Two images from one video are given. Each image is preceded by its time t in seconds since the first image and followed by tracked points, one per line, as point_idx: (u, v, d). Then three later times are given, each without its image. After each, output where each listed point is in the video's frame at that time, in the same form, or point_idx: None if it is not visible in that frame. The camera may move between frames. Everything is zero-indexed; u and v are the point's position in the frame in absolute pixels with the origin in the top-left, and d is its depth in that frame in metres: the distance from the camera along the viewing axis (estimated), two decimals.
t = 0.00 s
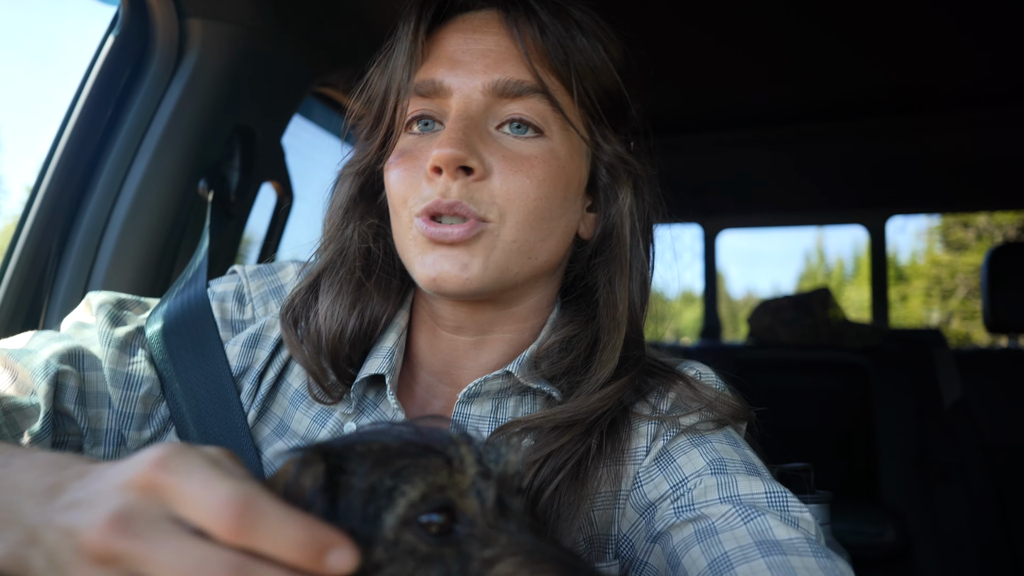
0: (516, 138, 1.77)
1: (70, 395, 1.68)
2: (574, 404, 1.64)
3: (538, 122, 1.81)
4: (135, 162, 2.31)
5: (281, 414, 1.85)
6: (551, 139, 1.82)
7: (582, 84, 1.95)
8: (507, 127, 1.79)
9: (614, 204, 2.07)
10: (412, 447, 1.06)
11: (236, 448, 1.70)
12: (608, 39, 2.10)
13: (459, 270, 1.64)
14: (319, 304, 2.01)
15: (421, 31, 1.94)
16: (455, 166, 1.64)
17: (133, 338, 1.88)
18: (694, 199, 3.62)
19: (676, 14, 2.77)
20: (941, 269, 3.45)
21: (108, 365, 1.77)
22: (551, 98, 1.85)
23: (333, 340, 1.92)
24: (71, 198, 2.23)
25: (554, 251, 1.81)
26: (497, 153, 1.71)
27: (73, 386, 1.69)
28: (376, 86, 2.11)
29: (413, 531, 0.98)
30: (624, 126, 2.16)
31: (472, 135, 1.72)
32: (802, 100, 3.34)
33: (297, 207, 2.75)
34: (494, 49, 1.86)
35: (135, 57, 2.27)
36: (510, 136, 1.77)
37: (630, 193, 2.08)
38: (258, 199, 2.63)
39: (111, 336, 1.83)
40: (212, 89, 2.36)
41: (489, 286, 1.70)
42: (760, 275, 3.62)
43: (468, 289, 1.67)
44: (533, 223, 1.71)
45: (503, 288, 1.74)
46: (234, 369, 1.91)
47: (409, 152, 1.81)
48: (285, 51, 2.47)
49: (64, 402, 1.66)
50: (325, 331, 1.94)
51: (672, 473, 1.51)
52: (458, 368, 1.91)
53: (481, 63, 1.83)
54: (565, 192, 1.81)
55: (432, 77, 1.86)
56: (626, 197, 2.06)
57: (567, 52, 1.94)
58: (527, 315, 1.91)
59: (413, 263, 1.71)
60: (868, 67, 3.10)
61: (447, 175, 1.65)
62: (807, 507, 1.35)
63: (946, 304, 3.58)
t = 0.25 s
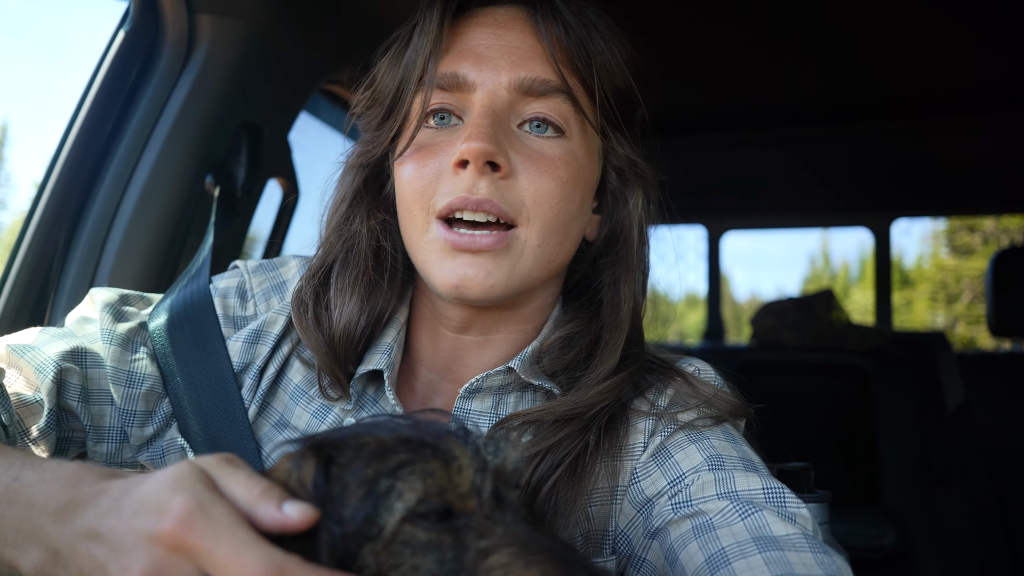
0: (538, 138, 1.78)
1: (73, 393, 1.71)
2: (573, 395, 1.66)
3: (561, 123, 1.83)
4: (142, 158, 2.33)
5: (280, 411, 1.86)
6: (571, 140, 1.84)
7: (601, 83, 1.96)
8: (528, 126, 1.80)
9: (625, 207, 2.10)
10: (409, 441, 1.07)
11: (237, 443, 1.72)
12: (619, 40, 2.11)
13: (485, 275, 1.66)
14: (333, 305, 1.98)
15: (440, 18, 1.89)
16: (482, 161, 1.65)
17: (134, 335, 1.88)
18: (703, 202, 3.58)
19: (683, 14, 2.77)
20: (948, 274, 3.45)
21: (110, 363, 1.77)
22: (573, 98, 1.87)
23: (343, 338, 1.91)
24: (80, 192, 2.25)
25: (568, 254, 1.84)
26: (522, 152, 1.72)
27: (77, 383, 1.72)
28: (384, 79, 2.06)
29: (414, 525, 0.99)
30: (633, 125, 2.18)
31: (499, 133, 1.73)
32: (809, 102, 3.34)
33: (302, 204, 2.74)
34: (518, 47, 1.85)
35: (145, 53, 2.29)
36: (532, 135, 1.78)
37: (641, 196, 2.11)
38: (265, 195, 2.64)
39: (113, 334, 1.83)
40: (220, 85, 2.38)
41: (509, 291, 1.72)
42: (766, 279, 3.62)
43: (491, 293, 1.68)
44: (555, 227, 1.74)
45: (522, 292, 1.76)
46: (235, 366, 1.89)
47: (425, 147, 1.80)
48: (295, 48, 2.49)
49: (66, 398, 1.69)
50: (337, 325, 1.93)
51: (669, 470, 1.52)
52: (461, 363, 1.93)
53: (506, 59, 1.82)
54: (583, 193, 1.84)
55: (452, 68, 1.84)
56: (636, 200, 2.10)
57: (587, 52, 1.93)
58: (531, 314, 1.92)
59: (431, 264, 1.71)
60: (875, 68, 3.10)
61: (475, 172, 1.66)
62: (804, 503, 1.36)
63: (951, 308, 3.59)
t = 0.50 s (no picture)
0: (569, 143, 1.80)
1: (59, 400, 1.69)
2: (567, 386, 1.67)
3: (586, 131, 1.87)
4: (133, 159, 2.32)
5: (272, 412, 1.85)
6: (593, 149, 1.88)
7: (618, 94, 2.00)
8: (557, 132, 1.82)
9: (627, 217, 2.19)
10: (403, 440, 1.06)
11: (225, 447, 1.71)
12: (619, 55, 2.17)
13: (530, 273, 1.64)
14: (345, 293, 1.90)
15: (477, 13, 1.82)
16: (539, 161, 1.63)
17: (123, 340, 1.87)
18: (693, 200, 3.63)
19: (674, 16, 2.77)
20: (942, 272, 3.44)
21: (96, 369, 1.75)
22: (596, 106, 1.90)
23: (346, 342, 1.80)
24: (70, 194, 2.24)
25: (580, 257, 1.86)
26: (560, 156, 1.73)
27: (64, 390, 1.70)
28: (394, 66, 1.96)
29: (407, 520, 1.00)
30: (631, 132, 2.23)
31: (541, 135, 1.72)
32: (801, 102, 3.34)
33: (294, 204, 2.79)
34: (555, 50, 1.85)
35: (133, 54, 2.27)
36: (563, 140, 1.80)
37: (643, 211, 2.21)
38: (257, 197, 2.65)
39: (100, 339, 1.81)
40: (210, 87, 2.36)
41: (545, 288, 1.70)
42: (760, 278, 3.66)
43: (532, 289, 1.66)
44: (583, 231, 1.76)
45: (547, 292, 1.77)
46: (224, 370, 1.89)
47: (460, 141, 1.72)
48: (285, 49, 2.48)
49: (53, 406, 1.67)
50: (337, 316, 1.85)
51: (661, 471, 1.52)
52: (457, 366, 1.94)
53: (545, 61, 1.81)
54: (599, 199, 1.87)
55: (490, 63, 1.77)
56: (639, 215, 2.20)
57: (612, 62, 1.96)
58: (527, 314, 1.90)
59: (467, 260, 1.65)
60: (867, 68, 3.10)
61: (527, 170, 1.63)
62: (796, 503, 1.36)
63: (945, 306, 3.56)
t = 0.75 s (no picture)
0: (585, 147, 1.84)
1: (62, 401, 1.69)
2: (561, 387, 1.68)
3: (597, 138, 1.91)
4: (136, 160, 2.33)
5: (273, 413, 1.86)
6: (605, 154, 1.91)
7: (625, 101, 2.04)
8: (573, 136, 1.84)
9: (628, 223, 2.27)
10: (391, 441, 1.08)
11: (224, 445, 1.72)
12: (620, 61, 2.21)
13: (549, 274, 1.65)
14: (363, 293, 1.95)
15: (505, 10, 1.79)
16: (567, 162, 1.64)
17: (124, 341, 1.88)
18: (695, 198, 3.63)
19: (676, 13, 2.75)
20: (946, 269, 3.38)
21: (98, 370, 1.76)
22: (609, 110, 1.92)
23: (358, 343, 1.83)
24: (73, 196, 2.25)
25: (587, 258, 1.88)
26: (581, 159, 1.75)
27: (65, 391, 1.70)
28: (411, 62, 1.92)
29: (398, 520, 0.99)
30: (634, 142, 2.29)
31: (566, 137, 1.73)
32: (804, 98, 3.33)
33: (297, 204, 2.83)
34: (576, 53, 1.86)
35: (137, 55, 2.28)
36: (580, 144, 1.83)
37: (647, 216, 2.31)
38: (260, 196, 2.68)
39: (103, 341, 1.82)
40: (213, 88, 2.36)
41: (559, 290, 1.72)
42: (763, 276, 3.61)
43: (550, 292, 1.67)
44: (597, 233, 1.78)
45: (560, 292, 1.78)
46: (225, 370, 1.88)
47: (481, 140, 1.70)
48: (287, 48, 2.47)
49: (55, 407, 1.68)
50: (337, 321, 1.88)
51: (663, 469, 1.52)
52: (458, 367, 1.96)
53: (567, 64, 1.82)
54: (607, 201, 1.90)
55: (517, 63, 1.76)
56: (642, 220, 2.29)
57: (624, 70, 2.01)
58: (531, 315, 1.91)
59: (488, 260, 1.64)
60: (871, 63, 3.08)
61: (553, 171, 1.64)
62: (797, 501, 1.36)
63: (949, 303, 3.49)
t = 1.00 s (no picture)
0: (587, 152, 1.85)
1: (63, 408, 1.69)
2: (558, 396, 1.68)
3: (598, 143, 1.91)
4: (136, 165, 2.33)
5: (273, 418, 1.86)
6: (605, 159, 1.91)
7: (626, 107, 2.05)
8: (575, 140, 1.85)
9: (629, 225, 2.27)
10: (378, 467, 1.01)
11: (225, 451, 1.72)
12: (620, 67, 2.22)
13: (556, 274, 1.63)
14: (363, 293, 1.95)
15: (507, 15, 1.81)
16: (570, 165, 1.64)
17: (125, 348, 1.89)
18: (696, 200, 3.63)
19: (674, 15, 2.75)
20: (949, 268, 3.51)
21: (98, 378, 1.76)
22: (610, 116, 1.94)
23: (354, 343, 1.85)
24: (74, 202, 2.25)
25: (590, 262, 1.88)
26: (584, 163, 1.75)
27: (66, 398, 1.70)
28: (410, 64, 1.93)
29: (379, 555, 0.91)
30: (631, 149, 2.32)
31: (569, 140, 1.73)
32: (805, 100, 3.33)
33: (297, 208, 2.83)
34: (577, 59, 1.87)
35: (137, 62, 2.28)
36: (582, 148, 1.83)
37: (644, 220, 2.31)
38: (260, 202, 2.69)
39: (103, 348, 1.82)
40: (212, 94, 2.37)
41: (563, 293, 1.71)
42: (766, 276, 3.67)
43: (557, 289, 1.65)
44: (600, 237, 1.78)
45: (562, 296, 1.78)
46: (225, 376, 1.89)
47: (482, 144, 1.71)
48: (285, 53, 2.47)
49: (58, 413, 1.68)
50: (341, 326, 1.88)
51: (661, 473, 1.52)
52: (458, 371, 1.96)
53: (569, 69, 1.83)
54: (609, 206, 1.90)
55: (518, 68, 1.77)
56: (641, 222, 2.28)
57: (625, 76, 2.03)
58: (532, 318, 1.91)
59: (491, 261, 1.63)
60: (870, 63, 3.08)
61: (556, 174, 1.64)
62: (796, 503, 1.36)
63: (953, 302, 3.64)
